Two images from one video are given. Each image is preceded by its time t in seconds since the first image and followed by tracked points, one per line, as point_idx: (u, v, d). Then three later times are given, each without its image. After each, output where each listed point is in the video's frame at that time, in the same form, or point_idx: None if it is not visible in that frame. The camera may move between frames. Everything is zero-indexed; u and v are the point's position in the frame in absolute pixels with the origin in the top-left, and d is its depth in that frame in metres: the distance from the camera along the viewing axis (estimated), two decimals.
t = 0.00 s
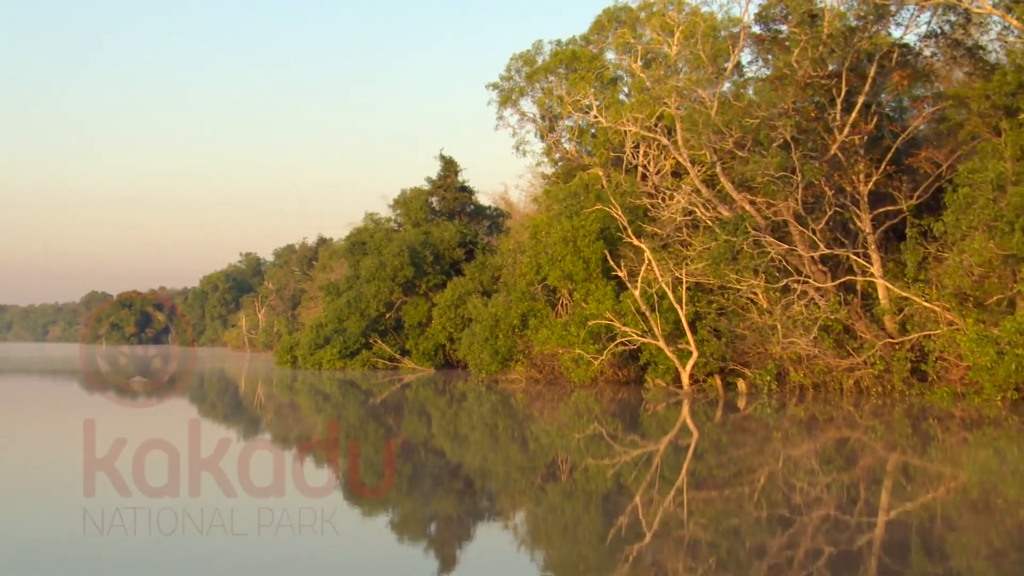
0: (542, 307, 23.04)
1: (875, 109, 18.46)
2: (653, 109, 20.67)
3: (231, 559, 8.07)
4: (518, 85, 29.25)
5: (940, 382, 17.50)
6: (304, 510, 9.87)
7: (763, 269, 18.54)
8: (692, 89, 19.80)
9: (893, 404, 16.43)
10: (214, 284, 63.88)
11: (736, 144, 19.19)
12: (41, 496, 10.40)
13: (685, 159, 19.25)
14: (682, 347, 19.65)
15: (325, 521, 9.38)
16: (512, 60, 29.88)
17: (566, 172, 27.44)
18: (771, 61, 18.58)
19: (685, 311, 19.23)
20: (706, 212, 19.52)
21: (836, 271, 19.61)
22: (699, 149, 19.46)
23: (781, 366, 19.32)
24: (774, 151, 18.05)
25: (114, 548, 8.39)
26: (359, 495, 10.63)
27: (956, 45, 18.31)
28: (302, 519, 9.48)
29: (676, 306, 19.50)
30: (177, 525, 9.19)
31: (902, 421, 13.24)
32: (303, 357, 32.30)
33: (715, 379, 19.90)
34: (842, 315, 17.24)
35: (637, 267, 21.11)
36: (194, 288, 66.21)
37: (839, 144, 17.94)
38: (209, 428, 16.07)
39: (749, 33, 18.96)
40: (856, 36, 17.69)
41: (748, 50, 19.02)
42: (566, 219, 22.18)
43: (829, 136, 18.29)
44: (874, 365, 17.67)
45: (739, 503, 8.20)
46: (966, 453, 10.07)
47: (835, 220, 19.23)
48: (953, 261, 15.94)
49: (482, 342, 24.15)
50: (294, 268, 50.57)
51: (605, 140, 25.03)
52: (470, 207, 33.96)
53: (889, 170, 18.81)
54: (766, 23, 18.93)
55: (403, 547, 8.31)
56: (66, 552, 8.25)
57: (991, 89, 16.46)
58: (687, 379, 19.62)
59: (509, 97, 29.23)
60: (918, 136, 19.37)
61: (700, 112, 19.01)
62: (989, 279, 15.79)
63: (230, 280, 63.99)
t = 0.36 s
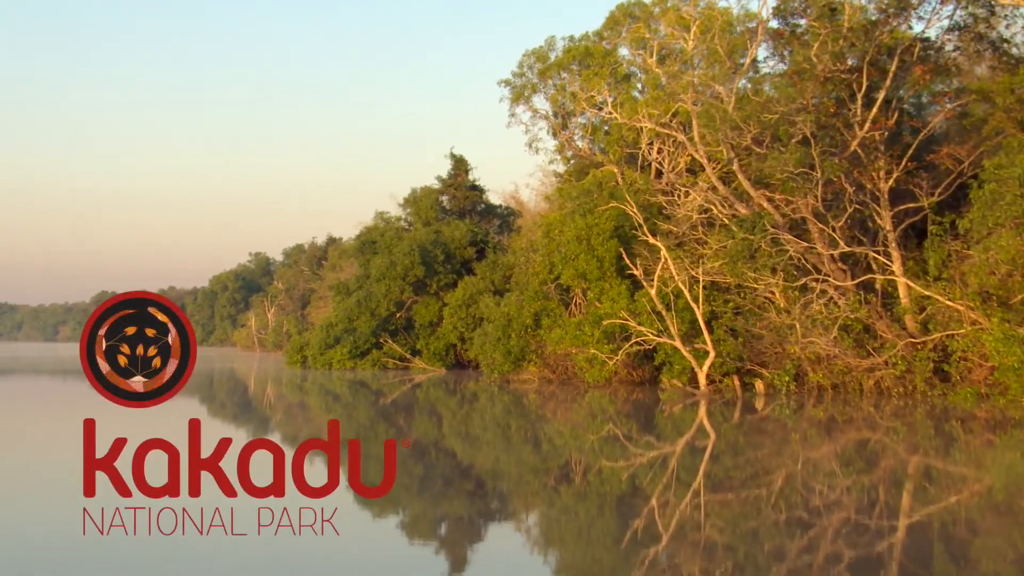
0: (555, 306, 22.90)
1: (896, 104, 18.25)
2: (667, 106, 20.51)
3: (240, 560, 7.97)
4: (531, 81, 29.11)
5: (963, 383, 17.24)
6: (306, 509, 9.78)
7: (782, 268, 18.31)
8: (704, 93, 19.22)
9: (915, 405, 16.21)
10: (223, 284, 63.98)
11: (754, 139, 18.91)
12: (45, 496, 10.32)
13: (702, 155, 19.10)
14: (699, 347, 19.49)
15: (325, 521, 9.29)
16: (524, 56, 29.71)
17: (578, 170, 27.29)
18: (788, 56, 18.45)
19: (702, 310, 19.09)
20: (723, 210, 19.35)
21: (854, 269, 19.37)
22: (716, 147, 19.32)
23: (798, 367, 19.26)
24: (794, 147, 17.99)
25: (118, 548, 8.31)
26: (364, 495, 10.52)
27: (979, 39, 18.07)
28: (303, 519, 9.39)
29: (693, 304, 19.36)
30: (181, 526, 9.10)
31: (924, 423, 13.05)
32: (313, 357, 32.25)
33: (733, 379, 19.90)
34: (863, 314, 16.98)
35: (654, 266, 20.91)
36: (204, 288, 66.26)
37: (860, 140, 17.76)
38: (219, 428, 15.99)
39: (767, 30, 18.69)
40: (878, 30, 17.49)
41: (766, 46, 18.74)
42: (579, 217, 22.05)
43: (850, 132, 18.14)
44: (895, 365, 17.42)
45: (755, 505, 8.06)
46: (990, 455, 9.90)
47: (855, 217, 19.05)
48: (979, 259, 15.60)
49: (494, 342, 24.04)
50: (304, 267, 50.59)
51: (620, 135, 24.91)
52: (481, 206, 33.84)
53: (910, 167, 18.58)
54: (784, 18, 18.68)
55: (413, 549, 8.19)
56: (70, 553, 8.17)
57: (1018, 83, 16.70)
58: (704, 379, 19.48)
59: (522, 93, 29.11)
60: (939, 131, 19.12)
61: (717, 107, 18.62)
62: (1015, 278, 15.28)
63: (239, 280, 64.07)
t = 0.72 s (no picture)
0: (568, 305, 22.75)
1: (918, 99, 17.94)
2: (683, 103, 20.43)
3: (247, 561, 7.88)
4: (543, 78, 28.98)
5: (988, 384, 16.97)
6: (307, 509, 9.70)
7: (801, 266, 18.15)
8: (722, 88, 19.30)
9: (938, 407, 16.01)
10: (233, 284, 64.04)
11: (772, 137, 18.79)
12: (51, 496, 10.23)
13: (718, 151, 18.94)
14: (716, 346, 19.32)
15: (326, 522, 9.22)
16: (536, 52, 29.60)
17: (591, 168, 27.16)
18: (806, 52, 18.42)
19: (719, 309, 18.93)
20: (740, 208, 19.19)
21: (873, 268, 19.16)
22: (732, 142, 19.15)
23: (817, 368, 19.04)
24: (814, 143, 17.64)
25: (124, 548, 8.22)
26: (365, 495, 10.44)
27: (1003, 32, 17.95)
28: (303, 519, 9.32)
29: (710, 303, 19.21)
30: (187, 526, 9.02)
31: (947, 425, 12.87)
32: (323, 357, 32.17)
33: (750, 380, 19.71)
34: (884, 313, 16.76)
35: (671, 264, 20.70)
36: (213, 288, 66.33)
37: (881, 136, 17.45)
38: (230, 429, 15.90)
39: (786, 26, 18.60)
40: (899, 25, 17.31)
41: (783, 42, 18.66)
42: (593, 215, 21.92)
43: (871, 127, 17.80)
44: (917, 366, 17.16)
45: (773, 509, 7.92)
46: (1014, 457, 9.73)
47: (875, 215, 18.77)
48: (1006, 258, 15.50)
49: (507, 342, 23.92)
50: (313, 267, 50.61)
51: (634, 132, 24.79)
52: (492, 205, 33.73)
53: (933, 164, 18.21)
54: (803, 12, 18.52)
55: (423, 551, 8.07)
56: (76, 553, 8.08)
57: None
58: (722, 380, 19.27)
59: (534, 90, 28.99)
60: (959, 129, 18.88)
61: (735, 103, 18.60)
62: None
63: (248, 280, 64.16)
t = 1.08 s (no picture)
0: (583, 305, 22.60)
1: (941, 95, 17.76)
2: (700, 98, 20.27)
3: (258, 561, 7.80)
4: (557, 75, 28.83)
5: (1014, 386, 16.81)
6: (307, 509, 9.61)
7: (822, 266, 17.96)
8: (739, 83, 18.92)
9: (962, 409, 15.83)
10: (243, 284, 64.11)
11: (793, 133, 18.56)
12: (56, 496, 10.16)
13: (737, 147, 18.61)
14: (735, 346, 19.17)
15: (326, 521, 9.14)
16: (550, 49, 29.44)
17: (604, 167, 27.00)
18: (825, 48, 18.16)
19: (738, 309, 18.76)
20: (758, 206, 18.99)
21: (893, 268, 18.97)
22: (750, 138, 18.76)
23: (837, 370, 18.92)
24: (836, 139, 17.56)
25: (128, 549, 8.12)
26: (365, 496, 10.30)
27: None
28: (303, 519, 9.24)
29: (728, 303, 19.02)
30: (190, 527, 8.93)
31: (970, 428, 12.70)
32: (334, 358, 32.07)
33: (769, 382, 19.62)
34: (907, 313, 16.55)
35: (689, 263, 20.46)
36: (224, 288, 66.40)
37: (904, 132, 17.23)
38: (240, 429, 15.81)
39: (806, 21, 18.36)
40: (922, 19, 17.12)
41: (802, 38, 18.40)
42: (608, 214, 21.74)
43: (893, 123, 17.58)
44: (941, 367, 17.00)
45: (790, 514, 7.76)
46: None
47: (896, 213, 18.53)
48: None
49: (520, 343, 23.80)
50: (323, 267, 50.62)
51: (650, 129, 24.60)
52: (504, 204, 33.59)
53: (956, 160, 18.00)
54: (822, 7, 18.22)
55: (433, 553, 7.95)
56: (79, 554, 7.99)
57: None
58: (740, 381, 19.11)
59: (548, 87, 28.85)
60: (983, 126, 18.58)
61: (755, 99, 18.25)
62: None
63: (259, 280, 64.28)
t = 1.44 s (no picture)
0: (599, 305, 22.43)
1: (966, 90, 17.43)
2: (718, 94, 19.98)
3: (269, 562, 7.71)
4: (573, 72, 28.69)
5: None
6: (307, 509, 9.56)
7: (844, 264, 17.77)
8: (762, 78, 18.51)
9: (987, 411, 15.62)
10: (255, 284, 64.20)
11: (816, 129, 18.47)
12: (58, 497, 10.09)
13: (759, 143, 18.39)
14: (756, 346, 19.00)
15: (326, 521, 9.10)
16: (565, 46, 29.30)
17: (619, 164, 26.83)
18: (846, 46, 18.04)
19: (758, 309, 18.56)
20: (779, 205, 18.79)
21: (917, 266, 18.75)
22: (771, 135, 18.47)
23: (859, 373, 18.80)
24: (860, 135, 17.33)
25: (128, 549, 8.05)
26: (365, 495, 10.26)
27: None
28: (303, 519, 9.17)
29: (748, 303, 18.82)
30: (191, 526, 8.85)
31: (997, 430, 12.49)
32: (346, 358, 31.97)
33: (788, 383, 19.48)
34: (932, 313, 16.35)
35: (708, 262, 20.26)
36: (236, 288, 66.50)
37: (929, 127, 17.01)
38: (252, 429, 15.75)
39: (829, 17, 18.34)
40: (946, 13, 16.81)
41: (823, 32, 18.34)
42: (624, 213, 21.54)
43: (918, 119, 17.51)
44: (968, 368, 16.85)
45: (802, 520, 7.61)
46: None
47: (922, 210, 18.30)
48: None
49: (535, 343, 23.67)
50: (335, 267, 50.64)
51: (667, 126, 24.43)
52: (517, 203, 33.47)
53: (981, 157, 17.69)
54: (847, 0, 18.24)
55: (438, 554, 7.85)
56: (78, 554, 7.91)
57: None
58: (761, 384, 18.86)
59: (563, 84, 28.72)
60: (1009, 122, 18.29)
61: (776, 95, 18.02)
62: None
63: (270, 280, 64.40)
